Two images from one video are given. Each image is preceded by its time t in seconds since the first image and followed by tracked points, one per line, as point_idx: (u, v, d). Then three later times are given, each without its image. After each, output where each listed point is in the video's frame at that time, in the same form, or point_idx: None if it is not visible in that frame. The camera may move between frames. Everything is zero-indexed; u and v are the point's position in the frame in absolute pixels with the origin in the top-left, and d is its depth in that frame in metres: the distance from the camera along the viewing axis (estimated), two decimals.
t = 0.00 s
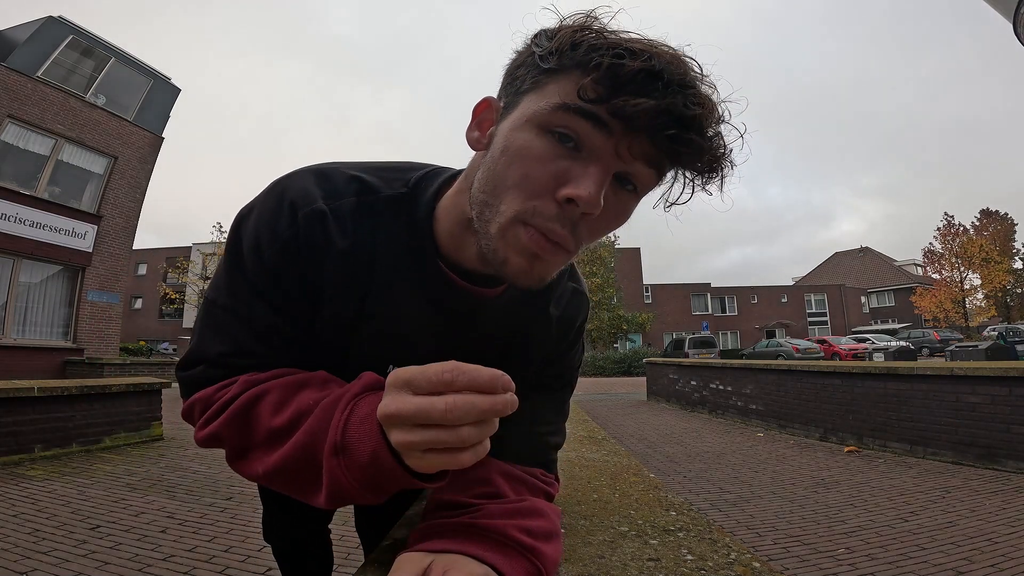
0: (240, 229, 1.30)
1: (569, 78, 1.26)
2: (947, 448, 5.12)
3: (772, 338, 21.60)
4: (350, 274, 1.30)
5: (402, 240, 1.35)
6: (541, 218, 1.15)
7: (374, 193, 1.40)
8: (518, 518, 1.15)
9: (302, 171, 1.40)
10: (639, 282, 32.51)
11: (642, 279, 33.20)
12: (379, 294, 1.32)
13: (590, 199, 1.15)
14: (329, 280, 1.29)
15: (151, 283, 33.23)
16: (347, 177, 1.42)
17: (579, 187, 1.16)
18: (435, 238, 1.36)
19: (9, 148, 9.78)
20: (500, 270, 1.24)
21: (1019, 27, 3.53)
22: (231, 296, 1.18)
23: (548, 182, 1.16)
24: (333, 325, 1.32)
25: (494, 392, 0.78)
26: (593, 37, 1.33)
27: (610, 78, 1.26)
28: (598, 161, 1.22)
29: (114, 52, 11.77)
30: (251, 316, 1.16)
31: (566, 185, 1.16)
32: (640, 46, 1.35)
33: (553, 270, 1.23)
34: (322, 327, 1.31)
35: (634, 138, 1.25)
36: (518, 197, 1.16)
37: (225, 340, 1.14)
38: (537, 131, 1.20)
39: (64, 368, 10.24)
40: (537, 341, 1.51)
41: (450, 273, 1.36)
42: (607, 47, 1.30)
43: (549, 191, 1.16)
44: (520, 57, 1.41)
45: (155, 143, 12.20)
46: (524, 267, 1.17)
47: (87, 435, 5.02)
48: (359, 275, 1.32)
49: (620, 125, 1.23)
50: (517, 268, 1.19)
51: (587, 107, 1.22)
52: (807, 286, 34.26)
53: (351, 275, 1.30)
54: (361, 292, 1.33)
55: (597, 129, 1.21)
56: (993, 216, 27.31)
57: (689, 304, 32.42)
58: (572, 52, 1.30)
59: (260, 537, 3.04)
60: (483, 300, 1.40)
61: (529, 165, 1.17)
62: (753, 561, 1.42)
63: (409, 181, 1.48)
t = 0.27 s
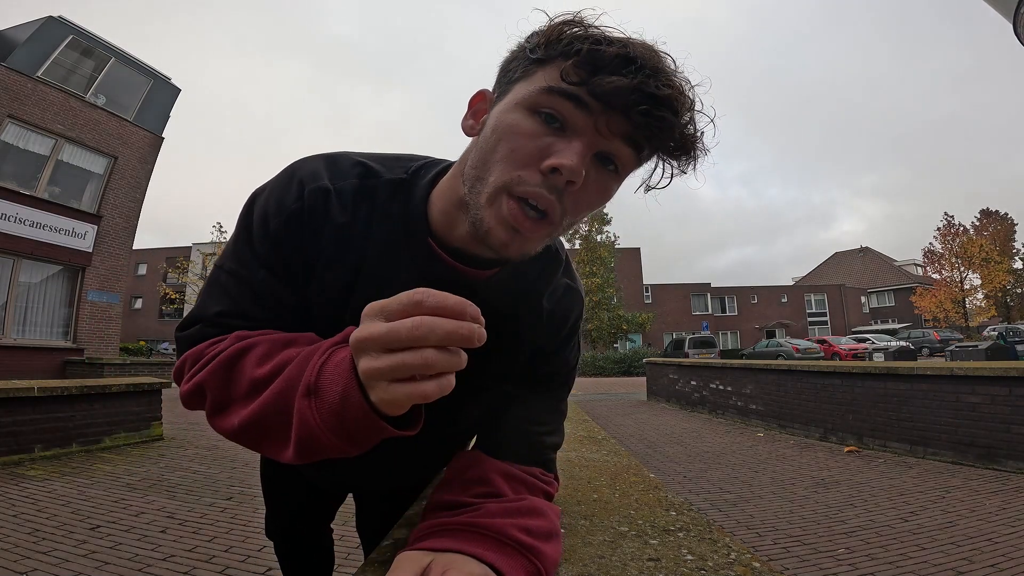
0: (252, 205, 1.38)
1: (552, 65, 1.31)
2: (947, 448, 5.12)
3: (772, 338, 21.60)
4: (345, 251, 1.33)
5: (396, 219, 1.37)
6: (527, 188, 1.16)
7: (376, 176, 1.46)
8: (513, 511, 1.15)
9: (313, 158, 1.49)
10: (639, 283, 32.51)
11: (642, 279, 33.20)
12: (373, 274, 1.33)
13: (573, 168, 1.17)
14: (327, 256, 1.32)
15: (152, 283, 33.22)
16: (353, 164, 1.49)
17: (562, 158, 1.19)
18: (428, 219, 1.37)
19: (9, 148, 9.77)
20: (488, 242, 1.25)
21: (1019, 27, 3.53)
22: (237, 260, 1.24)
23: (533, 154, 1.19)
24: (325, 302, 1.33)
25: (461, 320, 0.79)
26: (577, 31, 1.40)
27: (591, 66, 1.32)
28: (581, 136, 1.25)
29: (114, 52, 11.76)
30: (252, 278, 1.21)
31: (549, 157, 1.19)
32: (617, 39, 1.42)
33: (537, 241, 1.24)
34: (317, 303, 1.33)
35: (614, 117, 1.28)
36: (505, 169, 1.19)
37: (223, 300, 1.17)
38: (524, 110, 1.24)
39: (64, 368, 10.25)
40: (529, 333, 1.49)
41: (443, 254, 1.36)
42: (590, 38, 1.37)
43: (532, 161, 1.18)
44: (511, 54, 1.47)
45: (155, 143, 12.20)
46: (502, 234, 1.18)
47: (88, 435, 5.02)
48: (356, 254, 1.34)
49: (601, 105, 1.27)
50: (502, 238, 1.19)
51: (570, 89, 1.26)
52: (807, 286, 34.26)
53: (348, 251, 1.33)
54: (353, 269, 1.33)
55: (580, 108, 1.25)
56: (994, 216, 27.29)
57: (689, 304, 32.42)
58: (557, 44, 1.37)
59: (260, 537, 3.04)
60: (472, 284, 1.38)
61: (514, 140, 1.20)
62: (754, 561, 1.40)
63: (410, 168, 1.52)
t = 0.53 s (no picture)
0: (270, 193, 1.37)
1: (571, 72, 1.34)
2: (947, 447, 5.11)
3: (772, 339, 21.62)
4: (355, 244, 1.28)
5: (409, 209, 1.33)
6: (537, 181, 1.18)
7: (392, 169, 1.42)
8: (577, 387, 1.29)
9: (333, 149, 1.47)
10: (639, 283, 32.53)
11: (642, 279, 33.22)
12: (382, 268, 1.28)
13: (582, 168, 1.18)
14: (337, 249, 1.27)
15: (152, 283, 33.25)
16: (370, 154, 1.45)
17: (568, 154, 1.22)
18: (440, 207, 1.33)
19: (9, 148, 9.77)
20: (496, 231, 1.26)
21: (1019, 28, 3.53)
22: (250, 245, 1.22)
23: (543, 147, 1.22)
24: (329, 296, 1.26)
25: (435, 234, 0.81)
26: (597, 40, 1.42)
27: (608, 73, 1.34)
28: (591, 138, 1.28)
29: (114, 52, 11.76)
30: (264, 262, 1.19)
31: (560, 156, 1.21)
32: (633, 49, 1.44)
33: (540, 234, 1.25)
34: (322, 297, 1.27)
35: (623, 125, 1.31)
36: (517, 161, 1.21)
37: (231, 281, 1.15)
38: (540, 111, 1.27)
39: (64, 368, 10.26)
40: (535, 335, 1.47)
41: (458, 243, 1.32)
42: (609, 49, 1.39)
43: (540, 152, 1.22)
44: (532, 56, 1.49)
45: (155, 143, 12.20)
46: (505, 221, 1.20)
47: (88, 435, 5.02)
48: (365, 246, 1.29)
49: (612, 111, 1.30)
50: (508, 226, 1.21)
51: (586, 94, 1.29)
52: (807, 286, 34.29)
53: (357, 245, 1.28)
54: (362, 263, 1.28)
55: (592, 113, 1.29)
56: (993, 216, 27.30)
57: (689, 304, 32.45)
58: (577, 51, 1.39)
59: (260, 537, 3.04)
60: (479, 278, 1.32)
61: (529, 137, 1.23)
62: (757, 561, 1.21)
63: (427, 161, 1.50)
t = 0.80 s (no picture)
0: (297, 192, 1.38)
1: (607, 91, 1.35)
2: (947, 448, 5.11)
3: (772, 338, 21.61)
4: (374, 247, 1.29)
5: (434, 212, 1.34)
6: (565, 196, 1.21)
7: (418, 173, 1.43)
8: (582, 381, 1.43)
9: (361, 151, 1.49)
10: (639, 283, 32.54)
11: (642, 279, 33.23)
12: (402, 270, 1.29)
13: (610, 184, 1.21)
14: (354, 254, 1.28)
15: (152, 283, 33.27)
16: (397, 159, 1.46)
17: (598, 171, 1.24)
18: (468, 212, 1.35)
19: (9, 148, 9.77)
20: (520, 240, 1.30)
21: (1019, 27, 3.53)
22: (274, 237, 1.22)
23: (575, 161, 1.25)
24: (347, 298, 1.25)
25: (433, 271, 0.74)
26: (634, 60, 1.41)
27: (642, 94, 1.34)
28: (622, 153, 1.29)
29: (114, 52, 11.76)
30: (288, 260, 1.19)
31: (589, 172, 1.24)
32: (668, 72, 1.43)
33: (564, 243, 1.30)
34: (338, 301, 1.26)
35: (654, 145, 1.31)
36: (548, 176, 1.24)
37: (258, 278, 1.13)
38: (573, 127, 1.29)
39: (64, 368, 10.26)
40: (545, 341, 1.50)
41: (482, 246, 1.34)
42: (644, 71, 1.39)
43: (572, 165, 1.25)
44: (567, 71, 1.49)
45: (155, 143, 12.20)
46: (533, 231, 1.25)
47: (88, 435, 5.02)
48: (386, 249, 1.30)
49: (645, 131, 1.30)
50: (534, 237, 1.26)
51: (620, 114, 1.29)
52: (807, 286, 34.30)
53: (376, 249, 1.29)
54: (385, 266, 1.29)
55: (624, 130, 1.29)
56: (993, 216, 27.29)
57: (689, 304, 32.44)
58: (614, 71, 1.39)
59: (260, 537, 3.04)
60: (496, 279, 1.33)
61: (562, 153, 1.26)
62: (757, 561, 1.21)
63: (450, 166, 1.52)
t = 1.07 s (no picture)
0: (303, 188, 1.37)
1: (618, 101, 1.35)
2: (947, 448, 5.11)
3: (772, 339, 21.61)
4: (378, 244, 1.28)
5: (444, 213, 1.34)
6: (572, 205, 1.21)
7: (428, 174, 1.43)
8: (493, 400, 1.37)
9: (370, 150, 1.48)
10: (639, 282, 32.53)
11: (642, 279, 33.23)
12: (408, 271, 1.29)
13: (616, 194, 1.21)
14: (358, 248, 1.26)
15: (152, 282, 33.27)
16: (407, 159, 1.46)
17: (603, 179, 1.24)
18: (477, 217, 1.36)
19: (9, 148, 9.77)
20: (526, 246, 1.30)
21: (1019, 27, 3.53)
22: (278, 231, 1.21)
23: (582, 169, 1.25)
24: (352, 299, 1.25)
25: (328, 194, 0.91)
26: (647, 74, 1.42)
27: (652, 108, 1.35)
28: (629, 164, 1.29)
29: (114, 52, 11.76)
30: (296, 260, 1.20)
31: (596, 182, 1.24)
32: (679, 87, 1.43)
33: (570, 252, 1.30)
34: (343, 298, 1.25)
35: (659, 159, 1.32)
36: (556, 184, 1.25)
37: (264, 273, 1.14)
38: (583, 136, 1.29)
39: (64, 368, 10.26)
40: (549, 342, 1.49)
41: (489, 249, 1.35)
42: (656, 85, 1.39)
43: (575, 171, 1.25)
44: (580, 81, 1.49)
45: (155, 143, 12.20)
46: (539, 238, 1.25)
47: (88, 435, 5.02)
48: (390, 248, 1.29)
49: (653, 145, 1.31)
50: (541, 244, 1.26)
51: (629, 127, 1.30)
52: (807, 285, 34.30)
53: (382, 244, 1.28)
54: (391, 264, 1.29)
55: (632, 142, 1.30)
56: (993, 216, 27.30)
57: (689, 304, 32.44)
58: (626, 83, 1.39)
59: (260, 537, 3.04)
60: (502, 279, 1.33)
61: (570, 162, 1.26)
62: (758, 561, 1.21)
63: (458, 167, 1.51)
